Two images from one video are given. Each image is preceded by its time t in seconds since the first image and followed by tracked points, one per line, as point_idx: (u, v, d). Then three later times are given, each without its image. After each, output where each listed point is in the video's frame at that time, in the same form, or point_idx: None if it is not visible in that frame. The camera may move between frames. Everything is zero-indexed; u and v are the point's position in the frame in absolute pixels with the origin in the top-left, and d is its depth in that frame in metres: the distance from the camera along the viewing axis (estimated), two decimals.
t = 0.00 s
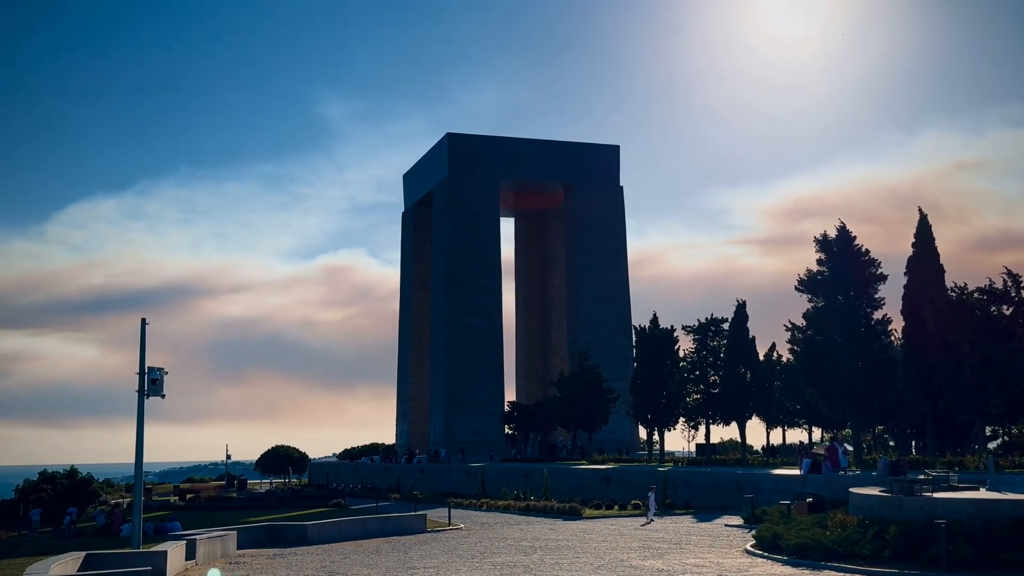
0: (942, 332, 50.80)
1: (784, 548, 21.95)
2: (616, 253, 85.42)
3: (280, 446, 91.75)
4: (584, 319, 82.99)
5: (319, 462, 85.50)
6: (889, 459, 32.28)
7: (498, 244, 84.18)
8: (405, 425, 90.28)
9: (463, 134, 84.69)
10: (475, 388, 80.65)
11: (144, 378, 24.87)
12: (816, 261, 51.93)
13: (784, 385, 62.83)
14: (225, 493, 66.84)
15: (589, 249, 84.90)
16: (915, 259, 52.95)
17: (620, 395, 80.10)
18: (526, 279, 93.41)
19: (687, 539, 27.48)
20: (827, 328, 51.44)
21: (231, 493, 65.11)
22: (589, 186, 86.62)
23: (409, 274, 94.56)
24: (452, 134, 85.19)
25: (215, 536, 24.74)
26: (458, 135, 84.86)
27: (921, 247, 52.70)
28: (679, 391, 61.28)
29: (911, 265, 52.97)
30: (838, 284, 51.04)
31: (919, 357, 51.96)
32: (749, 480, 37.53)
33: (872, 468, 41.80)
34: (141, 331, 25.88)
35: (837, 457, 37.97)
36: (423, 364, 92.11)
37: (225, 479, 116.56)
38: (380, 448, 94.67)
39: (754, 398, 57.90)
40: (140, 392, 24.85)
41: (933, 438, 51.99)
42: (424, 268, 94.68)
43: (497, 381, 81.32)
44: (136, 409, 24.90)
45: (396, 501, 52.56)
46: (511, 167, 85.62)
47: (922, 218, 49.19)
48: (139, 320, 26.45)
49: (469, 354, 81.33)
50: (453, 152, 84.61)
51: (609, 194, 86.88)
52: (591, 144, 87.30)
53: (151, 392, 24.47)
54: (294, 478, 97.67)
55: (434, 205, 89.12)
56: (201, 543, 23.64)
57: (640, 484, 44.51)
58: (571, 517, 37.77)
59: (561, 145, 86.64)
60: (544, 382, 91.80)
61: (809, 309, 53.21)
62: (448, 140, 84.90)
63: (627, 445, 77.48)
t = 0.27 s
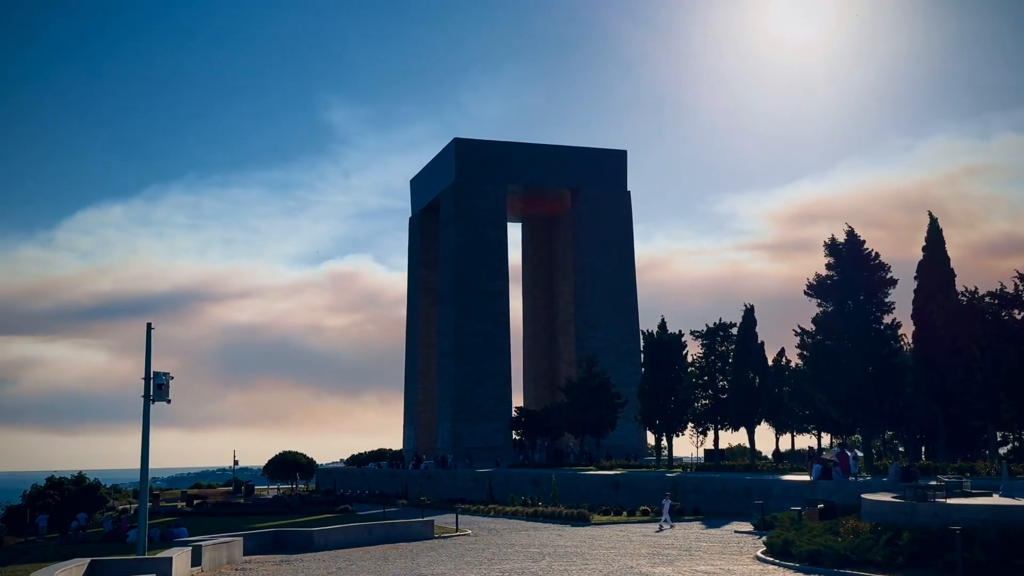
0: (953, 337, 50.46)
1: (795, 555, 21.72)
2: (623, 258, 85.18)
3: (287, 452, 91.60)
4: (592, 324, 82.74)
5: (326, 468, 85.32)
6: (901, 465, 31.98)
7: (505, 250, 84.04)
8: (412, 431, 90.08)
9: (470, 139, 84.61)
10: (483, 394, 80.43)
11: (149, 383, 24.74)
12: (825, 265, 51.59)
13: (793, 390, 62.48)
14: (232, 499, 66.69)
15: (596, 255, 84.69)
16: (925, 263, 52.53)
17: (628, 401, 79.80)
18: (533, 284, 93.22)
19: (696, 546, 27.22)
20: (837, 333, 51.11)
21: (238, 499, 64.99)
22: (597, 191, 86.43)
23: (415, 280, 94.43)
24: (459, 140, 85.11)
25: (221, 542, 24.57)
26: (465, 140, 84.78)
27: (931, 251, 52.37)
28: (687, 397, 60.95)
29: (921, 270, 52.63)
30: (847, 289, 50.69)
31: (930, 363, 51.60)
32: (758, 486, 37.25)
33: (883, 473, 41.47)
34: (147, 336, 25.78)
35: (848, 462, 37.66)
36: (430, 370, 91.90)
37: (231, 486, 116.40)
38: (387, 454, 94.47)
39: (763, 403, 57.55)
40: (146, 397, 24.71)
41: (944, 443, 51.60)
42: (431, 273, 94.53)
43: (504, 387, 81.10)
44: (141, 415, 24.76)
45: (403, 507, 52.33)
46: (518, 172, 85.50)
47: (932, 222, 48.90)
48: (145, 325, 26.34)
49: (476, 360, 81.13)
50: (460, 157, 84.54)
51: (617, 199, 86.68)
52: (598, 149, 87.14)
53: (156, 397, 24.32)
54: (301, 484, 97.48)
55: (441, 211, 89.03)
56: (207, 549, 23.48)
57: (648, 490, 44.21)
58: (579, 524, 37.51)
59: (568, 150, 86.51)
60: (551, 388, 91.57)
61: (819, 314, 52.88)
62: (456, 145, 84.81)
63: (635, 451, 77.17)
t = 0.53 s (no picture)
0: (963, 340, 50.12)
1: (806, 560, 21.54)
2: (631, 261, 84.98)
3: (294, 456, 91.52)
4: (598, 328, 82.51)
5: (333, 472, 85.21)
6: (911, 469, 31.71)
7: (511, 253, 83.91)
8: (419, 434, 89.92)
9: (476, 143, 84.49)
10: (489, 397, 80.25)
11: (155, 386, 24.62)
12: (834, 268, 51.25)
13: (801, 393, 62.19)
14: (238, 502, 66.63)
15: (603, 258, 84.47)
16: (934, 266, 52.17)
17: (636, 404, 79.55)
18: (540, 287, 93.04)
19: (706, 550, 27.00)
20: (846, 336, 50.82)
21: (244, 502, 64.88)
22: (604, 194, 86.22)
23: (422, 283, 94.32)
24: (465, 143, 84.98)
25: (227, 547, 24.44)
26: (472, 143, 84.65)
27: (941, 254, 52.02)
28: (695, 400, 60.69)
29: (931, 272, 52.28)
30: (857, 292, 50.35)
31: (939, 366, 51.26)
32: (768, 490, 36.98)
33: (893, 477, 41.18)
34: (153, 339, 25.67)
35: (857, 466, 37.39)
36: (436, 373, 91.73)
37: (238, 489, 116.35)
38: (394, 457, 94.33)
39: (771, 407, 57.25)
40: (152, 400, 24.59)
41: (954, 447, 51.27)
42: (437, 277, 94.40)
43: (511, 390, 80.91)
44: (147, 418, 24.64)
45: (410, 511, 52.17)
46: (525, 175, 85.36)
47: (942, 224, 48.60)
48: (151, 328, 26.23)
49: (483, 363, 80.95)
50: (467, 161, 84.41)
51: (623, 202, 86.45)
52: (605, 152, 86.93)
53: (162, 401, 24.20)
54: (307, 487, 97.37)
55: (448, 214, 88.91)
56: (213, 552, 23.35)
57: (656, 494, 43.97)
58: (587, 528, 37.30)
59: (575, 153, 86.33)
60: (558, 391, 91.36)
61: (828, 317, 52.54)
62: (462, 148, 84.68)
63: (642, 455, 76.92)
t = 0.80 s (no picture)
0: (975, 339, 49.79)
1: (819, 562, 21.31)
2: (638, 262, 84.74)
3: (301, 458, 91.42)
4: (606, 329, 82.23)
5: (340, 473, 85.05)
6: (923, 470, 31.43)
7: (518, 254, 83.72)
8: (426, 436, 89.72)
9: (483, 144, 84.29)
10: (496, 399, 80.05)
11: (162, 386, 24.49)
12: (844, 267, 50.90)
13: (810, 394, 61.86)
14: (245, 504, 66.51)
15: (610, 259, 84.21)
16: (945, 266, 51.82)
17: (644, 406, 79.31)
18: (546, 289, 92.80)
19: (717, 552, 26.74)
20: (855, 337, 50.52)
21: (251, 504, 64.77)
22: (610, 195, 85.97)
23: (429, 285, 94.14)
24: (472, 144, 84.80)
25: (235, 548, 24.30)
26: (479, 144, 84.46)
27: (952, 253, 51.71)
28: (703, 401, 60.37)
29: (942, 273, 52.00)
30: (867, 292, 50.00)
31: (950, 366, 50.99)
32: (778, 492, 36.68)
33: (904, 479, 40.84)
34: (160, 339, 25.55)
35: (868, 466, 37.11)
36: (443, 374, 91.50)
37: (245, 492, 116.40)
38: (401, 459, 94.19)
39: (780, 408, 56.91)
40: (159, 401, 24.46)
41: (965, 448, 50.91)
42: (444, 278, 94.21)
43: (518, 392, 80.70)
44: (154, 418, 24.52)
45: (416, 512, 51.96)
46: (532, 176, 85.15)
47: (952, 224, 48.30)
48: (158, 328, 26.12)
49: (490, 364, 80.74)
50: (474, 162, 84.23)
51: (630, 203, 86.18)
52: (612, 153, 86.67)
53: (169, 401, 24.06)
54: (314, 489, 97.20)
55: (455, 216, 88.74)
56: (221, 555, 23.20)
57: (665, 495, 43.71)
58: (595, 529, 37.07)
59: (581, 154, 86.09)
60: (565, 393, 91.15)
61: (837, 317, 52.21)
62: (469, 150, 84.49)
63: (650, 456, 76.64)
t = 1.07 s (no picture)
0: (982, 340, 49.54)
1: (828, 564, 21.16)
2: (642, 262, 84.54)
3: (305, 458, 91.36)
4: (610, 330, 82.06)
5: (344, 474, 84.95)
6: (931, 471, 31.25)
7: (523, 255, 83.58)
8: (431, 437, 89.60)
9: (488, 144, 84.16)
10: (501, 399, 79.89)
11: (166, 387, 24.37)
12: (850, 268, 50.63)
13: (816, 395, 61.64)
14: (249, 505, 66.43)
15: (615, 259, 84.03)
16: (951, 266, 51.61)
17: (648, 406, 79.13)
18: (551, 289, 92.66)
19: (724, 553, 26.58)
20: (861, 337, 50.29)
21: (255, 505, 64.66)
22: (615, 196, 85.78)
23: (433, 286, 94.02)
24: (476, 144, 84.68)
25: (239, 550, 24.19)
26: (483, 145, 84.33)
27: (959, 254, 51.49)
28: (709, 402, 60.13)
29: (949, 274, 51.77)
30: (873, 292, 49.74)
31: (957, 367, 50.75)
32: (785, 492, 36.49)
33: (911, 480, 40.61)
34: (164, 340, 25.44)
35: (875, 467, 36.93)
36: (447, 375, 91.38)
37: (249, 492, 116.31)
38: (405, 459, 94.11)
39: (786, 409, 56.69)
40: (163, 401, 24.34)
41: (972, 449, 50.64)
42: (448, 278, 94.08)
43: (523, 393, 80.55)
44: (158, 419, 24.39)
45: (421, 513, 51.82)
46: (536, 176, 85.01)
47: (959, 224, 48.10)
48: (162, 328, 26.00)
49: (494, 365, 80.59)
50: (478, 162, 84.09)
51: (635, 203, 86.01)
52: (616, 153, 86.50)
53: (173, 402, 23.93)
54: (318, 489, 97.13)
55: (459, 217, 88.60)
56: (225, 556, 23.08)
57: (670, 496, 43.54)
58: (601, 530, 36.90)
59: (586, 154, 85.93)
60: (570, 393, 91.00)
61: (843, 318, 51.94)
62: (474, 150, 84.36)
63: (654, 457, 76.46)
